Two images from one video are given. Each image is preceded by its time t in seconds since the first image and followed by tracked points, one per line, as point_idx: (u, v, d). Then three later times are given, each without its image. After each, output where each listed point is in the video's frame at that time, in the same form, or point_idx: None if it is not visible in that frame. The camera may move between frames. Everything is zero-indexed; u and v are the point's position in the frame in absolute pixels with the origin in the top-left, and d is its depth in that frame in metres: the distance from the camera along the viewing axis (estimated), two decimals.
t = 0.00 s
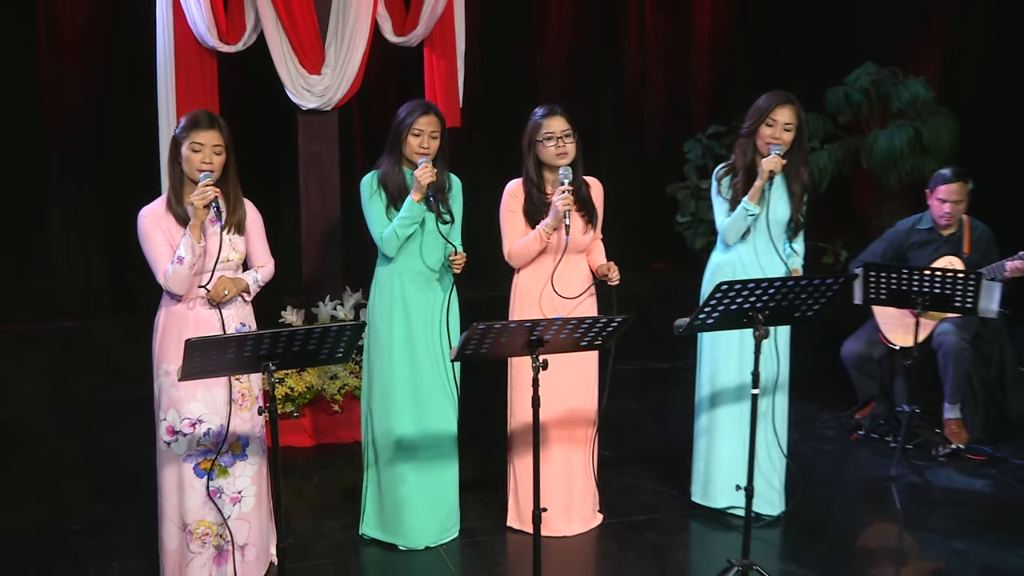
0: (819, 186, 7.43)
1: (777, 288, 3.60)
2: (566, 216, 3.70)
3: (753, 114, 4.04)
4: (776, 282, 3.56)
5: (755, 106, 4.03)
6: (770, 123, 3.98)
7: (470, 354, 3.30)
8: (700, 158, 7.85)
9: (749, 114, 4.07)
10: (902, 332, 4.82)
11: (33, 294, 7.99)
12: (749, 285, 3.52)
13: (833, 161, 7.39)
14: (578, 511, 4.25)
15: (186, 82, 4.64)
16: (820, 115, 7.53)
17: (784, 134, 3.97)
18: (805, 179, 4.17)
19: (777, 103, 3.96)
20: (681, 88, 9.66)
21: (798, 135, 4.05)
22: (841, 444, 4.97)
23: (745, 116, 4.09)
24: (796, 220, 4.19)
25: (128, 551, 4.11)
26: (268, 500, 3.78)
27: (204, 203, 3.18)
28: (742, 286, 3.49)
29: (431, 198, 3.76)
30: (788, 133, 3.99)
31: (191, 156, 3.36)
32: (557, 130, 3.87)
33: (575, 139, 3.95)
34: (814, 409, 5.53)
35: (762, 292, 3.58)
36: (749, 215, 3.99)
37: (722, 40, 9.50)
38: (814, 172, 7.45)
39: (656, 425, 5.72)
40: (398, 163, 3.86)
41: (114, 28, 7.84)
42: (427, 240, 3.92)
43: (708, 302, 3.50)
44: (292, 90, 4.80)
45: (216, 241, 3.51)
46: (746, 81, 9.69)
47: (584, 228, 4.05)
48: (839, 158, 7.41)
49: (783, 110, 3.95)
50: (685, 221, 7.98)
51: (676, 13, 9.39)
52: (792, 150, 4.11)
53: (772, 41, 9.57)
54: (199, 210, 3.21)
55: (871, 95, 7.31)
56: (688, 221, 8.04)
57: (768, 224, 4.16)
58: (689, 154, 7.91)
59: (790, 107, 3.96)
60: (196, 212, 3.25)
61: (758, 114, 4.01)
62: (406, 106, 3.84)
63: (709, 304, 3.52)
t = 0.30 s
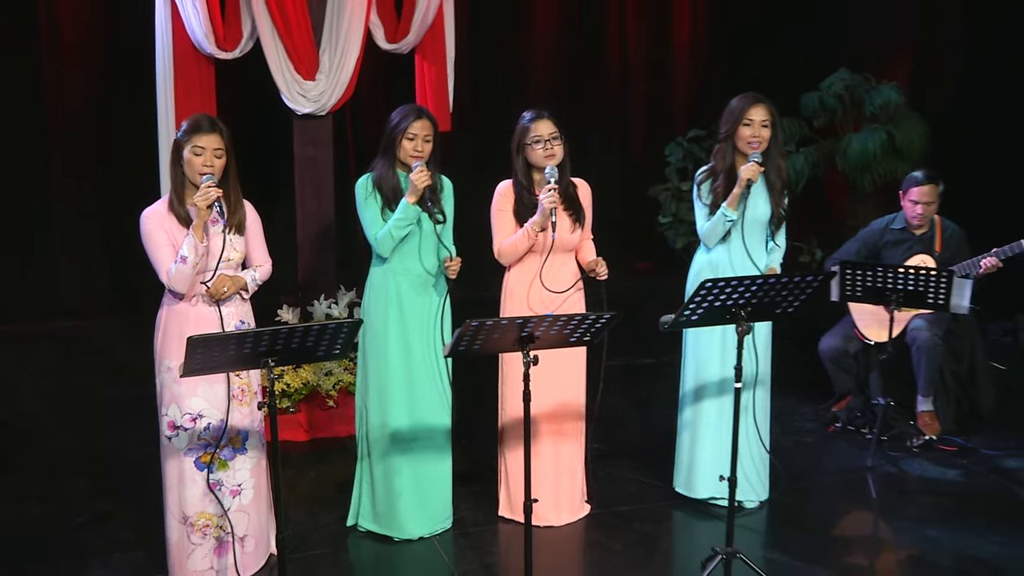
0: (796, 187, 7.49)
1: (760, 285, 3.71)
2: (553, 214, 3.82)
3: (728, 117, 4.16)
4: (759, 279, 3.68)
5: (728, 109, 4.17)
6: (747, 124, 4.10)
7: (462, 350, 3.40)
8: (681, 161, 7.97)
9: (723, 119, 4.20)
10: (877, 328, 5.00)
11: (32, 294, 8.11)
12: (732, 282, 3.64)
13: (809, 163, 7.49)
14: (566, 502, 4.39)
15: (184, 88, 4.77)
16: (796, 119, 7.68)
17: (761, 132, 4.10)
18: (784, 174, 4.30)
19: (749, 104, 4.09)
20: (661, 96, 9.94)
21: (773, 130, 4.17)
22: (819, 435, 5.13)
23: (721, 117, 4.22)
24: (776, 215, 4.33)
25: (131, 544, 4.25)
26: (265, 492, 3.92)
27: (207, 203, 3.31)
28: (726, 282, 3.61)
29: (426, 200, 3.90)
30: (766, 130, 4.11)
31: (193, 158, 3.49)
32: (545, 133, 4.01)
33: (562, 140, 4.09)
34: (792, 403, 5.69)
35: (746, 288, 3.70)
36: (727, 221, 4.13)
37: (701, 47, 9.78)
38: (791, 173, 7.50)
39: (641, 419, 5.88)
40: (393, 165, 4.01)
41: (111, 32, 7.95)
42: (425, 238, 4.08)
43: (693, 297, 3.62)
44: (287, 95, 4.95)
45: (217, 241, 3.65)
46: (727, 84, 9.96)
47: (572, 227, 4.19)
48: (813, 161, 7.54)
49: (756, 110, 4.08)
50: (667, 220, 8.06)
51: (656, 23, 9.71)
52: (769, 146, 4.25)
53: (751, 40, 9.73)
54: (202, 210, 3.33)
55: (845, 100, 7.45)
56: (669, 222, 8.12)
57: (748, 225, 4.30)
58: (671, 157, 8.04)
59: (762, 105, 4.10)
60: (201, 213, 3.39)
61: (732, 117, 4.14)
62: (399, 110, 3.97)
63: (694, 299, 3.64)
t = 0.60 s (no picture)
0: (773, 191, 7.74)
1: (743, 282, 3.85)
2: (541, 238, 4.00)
3: (701, 124, 4.33)
4: (741, 276, 3.83)
5: (700, 115, 4.34)
6: (720, 132, 4.28)
7: (455, 347, 3.52)
8: (663, 164, 8.16)
9: (697, 127, 4.37)
10: (852, 323, 5.16)
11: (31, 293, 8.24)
12: (716, 279, 3.77)
13: (786, 166, 7.71)
14: (555, 492, 4.55)
15: (183, 94, 4.92)
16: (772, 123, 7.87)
17: (734, 136, 4.28)
18: (758, 175, 4.46)
19: (719, 111, 4.26)
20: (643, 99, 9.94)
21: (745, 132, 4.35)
22: (797, 427, 5.31)
23: (693, 123, 4.38)
24: (757, 209, 4.49)
25: (136, 533, 4.41)
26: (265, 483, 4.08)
27: (207, 207, 3.45)
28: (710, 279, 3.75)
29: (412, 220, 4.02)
30: (738, 134, 4.29)
31: (194, 162, 3.63)
32: (535, 144, 4.15)
33: (550, 149, 4.23)
34: (772, 396, 5.88)
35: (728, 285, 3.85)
36: (709, 225, 4.30)
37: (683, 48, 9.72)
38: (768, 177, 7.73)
39: (626, 411, 6.05)
40: (387, 171, 4.14)
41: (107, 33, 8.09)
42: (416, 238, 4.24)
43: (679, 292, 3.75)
44: (283, 100, 5.09)
45: (216, 241, 3.80)
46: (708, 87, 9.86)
47: (560, 225, 4.35)
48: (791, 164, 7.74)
49: (727, 116, 4.25)
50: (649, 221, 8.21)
51: (638, 25, 9.75)
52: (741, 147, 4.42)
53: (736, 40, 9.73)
54: (203, 213, 3.47)
55: (819, 106, 7.66)
56: (652, 222, 8.27)
57: (730, 225, 4.45)
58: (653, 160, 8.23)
59: (732, 111, 4.27)
60: (201, 215, 3.53)
61: (705, 124, 4.31)
62: (394, 118, 4.11)
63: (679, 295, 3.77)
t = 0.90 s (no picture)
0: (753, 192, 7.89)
1: (728, 279, 3.96)
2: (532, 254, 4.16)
3: (682, 128, 4.50)
4: (727, 273, 3.94)
5: (681, 119, 4.50)
6: (700, 136, 4.44)
7: (451, 342, 3.63)
8: (648, 167, 8.23)
9: (678, 130, 4.53)
10: (831, 320, 5.30)
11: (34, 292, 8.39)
12: (703, 276, 3.88)
13: (766, 168, 7.84)
14: (546, 484, 4.71)
15: (184, 99, 5.07)
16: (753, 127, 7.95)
17: (714, 141, 4.44)
18: (738, 176, 4.62)
19: (700, 115, 4.43)
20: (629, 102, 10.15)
21: (725, 135, 4.51)
22: (778, 420, 5.50)
23: (675, 125, 4.55)
24: (739, 209, 4.63)
25: (141, 525, 4.58)
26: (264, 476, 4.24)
27: (209, 207, 3.60)
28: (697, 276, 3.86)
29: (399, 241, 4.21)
30: (717, 138, 4.45)
31: (197, 165, 3.78)
32: (524, 151, 4.31)
33: (540, 156, 4.38)
34: (754, 391, 6.07)
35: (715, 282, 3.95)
36: (693, 227, 4.45)
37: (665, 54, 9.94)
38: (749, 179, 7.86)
39: (615, 405, 6.23)
40: (384, 173, 4.29)
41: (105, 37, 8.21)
42: (413, 235, 4.40)
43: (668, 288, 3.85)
44: (282, 106, 5.23)
45: (218, 242, 3.95)
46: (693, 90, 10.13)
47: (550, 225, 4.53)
48: (771, 166, 7.89)
49: (706, 121, 4.41)
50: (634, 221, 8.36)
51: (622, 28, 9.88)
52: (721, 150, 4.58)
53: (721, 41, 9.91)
54: (205, 215, 3.61)
55: (799, 110, 7.78)
56: (636, 223, 8.39)
57: (715, 224, 4.60)
58: (638, 162, 8.28)
59: (711, 116, 4.43)
60: (203, 216, 3.68)
61: (686, 128, 4.47)
62: (390, 122, 4.27)
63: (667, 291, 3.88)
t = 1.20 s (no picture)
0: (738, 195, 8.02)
1: (720, 276, 4.08)
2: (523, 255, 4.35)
3: (671, 130, 4.66)
4: (719, 271, 4.06)
5: (670, 121, 4.66)
6: (688, 138, 4.60)
7: (451, 338, 3.74)
8: (637, 169, 8.41)
9: (668, 133, 4.69)
10: (815, 316, 5.54)
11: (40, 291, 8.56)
12: (696, 273, 4.00)
13: (750, 171, 7.99)
14: (542, 475, 4.88)
15: (190, 105, 5.24)
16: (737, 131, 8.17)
17: (701, 142, 4.60)
18: (725, 176, 4.77)
19: (688, 118, 4.58)
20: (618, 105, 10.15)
21: (712, 138, 4.67)
22: (765, 412, 5.68)
23: (664, 128, 4.71)
24: (727, 208, 4.79)
25: (149, 516, 4.77)
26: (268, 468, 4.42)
27: (215, 208, 3.78)
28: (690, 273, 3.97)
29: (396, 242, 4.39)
30: (705, 140, 4.61)
31: (202, 167, 3.95)
32: (519, 153, 4.46)
33: (535, 157, 4.54)
34: (741, 384, 6.25)
35: (707, 279, 4.06)
36: (680, 226, 4.61)
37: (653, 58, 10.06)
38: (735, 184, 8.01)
39: (607, 398, 6.41)
40: (385, 173, 4.46)
41: (108, 40, 8.38)
42: (412, 234, 4.58)
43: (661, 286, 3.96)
44: (285, 111, 5.41)
45: (225, 242, 4.13)
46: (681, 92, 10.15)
47: (545, 225, 4.70)
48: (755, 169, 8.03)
49: (694, 124, 4.57)
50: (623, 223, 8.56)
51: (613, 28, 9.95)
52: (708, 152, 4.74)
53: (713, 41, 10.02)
54: (212, 213, 3.81)
55: (781, 115, 8.01)
56: (626, 224, 8.60)
57: (703, 223, 4.77)
58: (628, 166, 8.47)
59: (699, 119, 4.58)
60: (210, 216, 3.85)
61: (675, 130, 4.63)
62: (390, 123, 4.44)
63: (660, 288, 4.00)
